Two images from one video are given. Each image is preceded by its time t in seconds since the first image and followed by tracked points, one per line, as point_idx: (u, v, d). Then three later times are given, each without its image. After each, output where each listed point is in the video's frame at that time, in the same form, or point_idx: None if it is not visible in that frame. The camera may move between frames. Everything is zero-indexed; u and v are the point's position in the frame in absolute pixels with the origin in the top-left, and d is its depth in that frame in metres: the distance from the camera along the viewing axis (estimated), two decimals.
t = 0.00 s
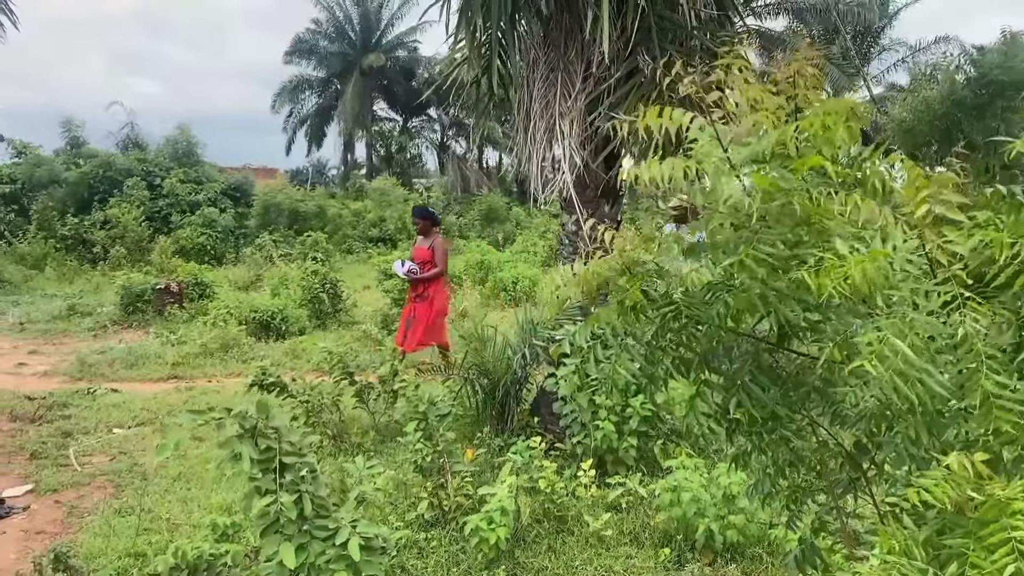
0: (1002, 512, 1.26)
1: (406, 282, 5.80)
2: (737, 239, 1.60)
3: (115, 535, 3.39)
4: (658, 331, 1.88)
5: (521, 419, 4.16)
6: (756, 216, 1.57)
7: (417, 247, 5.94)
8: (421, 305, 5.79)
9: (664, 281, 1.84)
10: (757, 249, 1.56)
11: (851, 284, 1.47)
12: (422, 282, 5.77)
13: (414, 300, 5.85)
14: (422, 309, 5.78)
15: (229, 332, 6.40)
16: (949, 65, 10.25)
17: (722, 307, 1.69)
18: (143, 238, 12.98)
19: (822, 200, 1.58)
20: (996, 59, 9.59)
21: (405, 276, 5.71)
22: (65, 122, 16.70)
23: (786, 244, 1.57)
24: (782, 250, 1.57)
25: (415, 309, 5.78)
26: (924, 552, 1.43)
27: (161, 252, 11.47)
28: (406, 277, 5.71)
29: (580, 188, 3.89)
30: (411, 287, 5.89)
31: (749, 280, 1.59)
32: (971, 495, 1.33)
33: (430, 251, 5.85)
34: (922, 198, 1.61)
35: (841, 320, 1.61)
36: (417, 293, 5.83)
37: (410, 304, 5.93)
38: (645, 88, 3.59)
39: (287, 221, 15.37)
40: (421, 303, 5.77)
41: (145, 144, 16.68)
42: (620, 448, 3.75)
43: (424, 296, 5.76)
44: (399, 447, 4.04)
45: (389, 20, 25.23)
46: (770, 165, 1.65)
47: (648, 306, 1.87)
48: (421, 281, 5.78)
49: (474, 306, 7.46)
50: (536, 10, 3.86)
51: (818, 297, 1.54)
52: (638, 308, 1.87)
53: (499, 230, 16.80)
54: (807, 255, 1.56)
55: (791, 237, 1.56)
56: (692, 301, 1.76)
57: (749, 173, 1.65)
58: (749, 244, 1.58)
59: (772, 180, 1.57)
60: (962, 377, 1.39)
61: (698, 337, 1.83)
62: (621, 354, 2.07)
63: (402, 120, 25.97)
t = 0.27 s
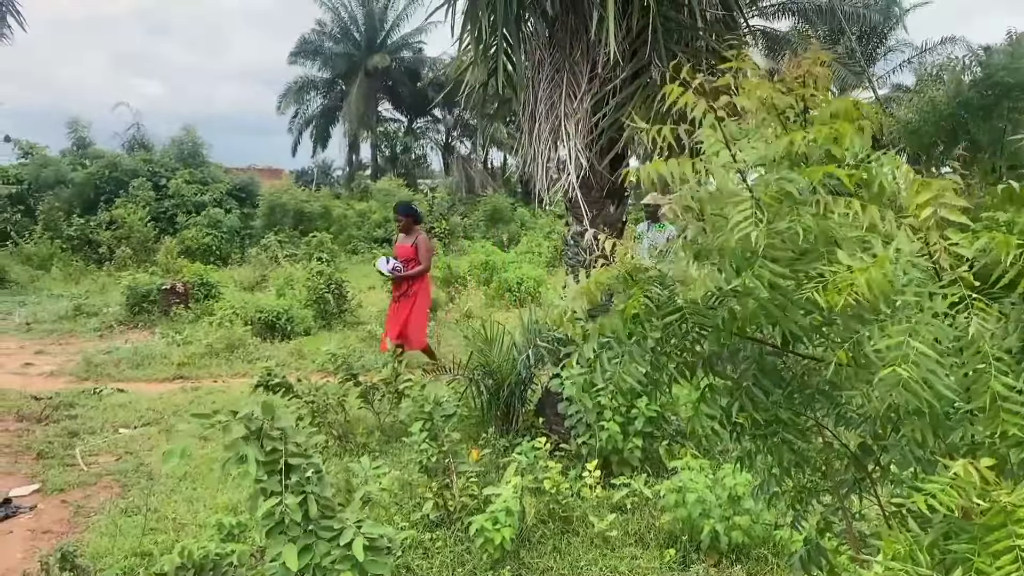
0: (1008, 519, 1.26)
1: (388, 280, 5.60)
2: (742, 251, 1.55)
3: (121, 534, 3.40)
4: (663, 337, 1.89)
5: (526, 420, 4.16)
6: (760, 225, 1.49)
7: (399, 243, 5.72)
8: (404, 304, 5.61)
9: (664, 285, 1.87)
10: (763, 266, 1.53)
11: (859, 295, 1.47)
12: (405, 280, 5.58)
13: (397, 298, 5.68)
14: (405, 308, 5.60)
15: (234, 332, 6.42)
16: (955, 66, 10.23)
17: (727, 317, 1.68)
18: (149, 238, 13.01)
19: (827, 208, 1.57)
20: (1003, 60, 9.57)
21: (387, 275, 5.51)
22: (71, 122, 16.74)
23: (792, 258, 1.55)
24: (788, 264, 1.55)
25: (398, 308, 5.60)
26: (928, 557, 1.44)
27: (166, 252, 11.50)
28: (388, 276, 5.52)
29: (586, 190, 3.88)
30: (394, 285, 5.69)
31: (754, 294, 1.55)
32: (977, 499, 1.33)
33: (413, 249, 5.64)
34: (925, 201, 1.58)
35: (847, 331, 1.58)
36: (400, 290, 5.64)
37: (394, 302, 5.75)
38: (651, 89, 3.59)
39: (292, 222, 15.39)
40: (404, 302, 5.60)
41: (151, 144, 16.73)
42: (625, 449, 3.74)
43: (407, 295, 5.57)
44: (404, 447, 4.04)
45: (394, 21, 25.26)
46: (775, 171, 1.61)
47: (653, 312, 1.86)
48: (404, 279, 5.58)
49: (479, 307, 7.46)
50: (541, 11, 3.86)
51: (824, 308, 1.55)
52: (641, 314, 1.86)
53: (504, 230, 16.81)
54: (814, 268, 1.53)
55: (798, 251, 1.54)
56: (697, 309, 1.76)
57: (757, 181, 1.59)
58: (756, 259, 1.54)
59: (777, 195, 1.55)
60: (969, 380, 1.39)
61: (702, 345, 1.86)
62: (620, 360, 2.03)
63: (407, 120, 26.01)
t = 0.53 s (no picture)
0: (1020, 518, 1.25)
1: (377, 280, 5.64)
2: (765, 241, 1.60)
3: (128, 533, 3.41)
4: (672, 331, 1.87)
5: (532, 420, 4.16)
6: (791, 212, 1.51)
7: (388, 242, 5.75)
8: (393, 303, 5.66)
9: (678, 281, 1.82)
10: (786, 255, 1.56)
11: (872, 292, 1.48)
12: (394, 280, 5.62)
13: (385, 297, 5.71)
14: (393, 308, 5.65)
15: (241, 332, 6.44)
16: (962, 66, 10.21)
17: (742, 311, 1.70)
18: (155, 238, 13.04)
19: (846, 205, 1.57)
20: (1012, 60, 9.54)
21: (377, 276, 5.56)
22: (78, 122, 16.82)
23: (812, 250, 1.58)
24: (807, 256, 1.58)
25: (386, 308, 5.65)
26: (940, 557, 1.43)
27: (172, 252, 11.53)
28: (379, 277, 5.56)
29: (592, 189, 3.89)
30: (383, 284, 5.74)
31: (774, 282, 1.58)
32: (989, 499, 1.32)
33: (402, 248, 5.66)
34: (943, 200, 1.58)
35: (859, 325, 1.59)
36: (388, 290, 5.69)
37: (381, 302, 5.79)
38: (657, 89, 3.59)
39: (298, 222, 15.42)
40: (393, 302, 5.64)
41: (157, 144, 16.78)
42: (631, 449, 3.73)
43: (395, 295, 5.62)
44: (410, 447, 4.04)
45: (400, 21, 25.28)
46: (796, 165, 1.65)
47: (664, 307, 1.84)
48: (394, 279, 5.63)
49: (484, 307, 7.47)
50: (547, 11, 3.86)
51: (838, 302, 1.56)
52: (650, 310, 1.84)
53: (510, 231, 16.81)
54: (831, 261, 1.56)
55: (818, 243, 1.57)
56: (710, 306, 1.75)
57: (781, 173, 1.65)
58: (779, 248, 1.58)
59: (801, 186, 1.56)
60: (979, 379, 1.38)
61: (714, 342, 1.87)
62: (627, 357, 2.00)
63: (413, 120, 26.04)
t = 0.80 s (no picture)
0: None
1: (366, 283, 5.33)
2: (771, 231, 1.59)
3: (136, 532, 3.42)
4: (683, 330, 1.90)
5: (539, 420, 4.15)
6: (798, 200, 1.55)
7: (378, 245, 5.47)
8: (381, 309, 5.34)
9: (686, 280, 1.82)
10: (792, 244, 1.56)
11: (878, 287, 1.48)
12: (383, 284, 5.31)
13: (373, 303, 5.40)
14: (381, 314, 5.33)
15: (248, 332, 6.46)
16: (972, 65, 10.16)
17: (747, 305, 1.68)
18: (162, 238, 13.08)
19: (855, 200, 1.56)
20: None
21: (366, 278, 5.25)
22: (87, 123, 16.89)
23: (818, 241, 1.57)
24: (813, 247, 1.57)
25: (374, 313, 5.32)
26: (947, 556, 1.44)
27: (180, 252, 11.56)
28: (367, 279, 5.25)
29: (600, 189, 3.89)
30: (371, 288, 5.42)
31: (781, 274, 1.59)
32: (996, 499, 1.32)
33: (393, 252, 5.37)
34: (947, 200, 1.56)
35: (867, 324, 1.60)
36: (377, 295, 5.37)
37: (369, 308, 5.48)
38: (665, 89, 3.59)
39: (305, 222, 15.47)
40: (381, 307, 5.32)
41: (164, 144, 16.84)
42: (638, 449, 3.72)
43: (384, 300, 5.30)
44: (417, 446, 4.04)
45: (407, 21, 25.31)
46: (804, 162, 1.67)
47: (672, 304, 1.84)
48: (383, 282, 5.31)
49: (491, 307, 7.46)
50: (554, 11, 3.85)
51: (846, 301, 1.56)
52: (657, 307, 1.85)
53: (516, 230, 16.80)
54: (838, 255, 1.57)
55: (824, 235, 1.57)
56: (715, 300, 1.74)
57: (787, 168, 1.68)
58: (784, 238, 1.58)
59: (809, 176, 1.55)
60: (988, 379, 1.38)
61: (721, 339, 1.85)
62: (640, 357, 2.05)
63: (420, 120, 26.05)
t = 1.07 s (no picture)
0: None
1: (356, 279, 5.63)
2: (783, 251, 1.60)
3: (146, 530, 3.44)
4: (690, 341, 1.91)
5: (547, 419, 4.15)
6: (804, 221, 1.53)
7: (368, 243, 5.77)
8: (372, 304, 5.63)
9: (692, 291, 1.85)
10: (806, 265, 1.58)
11: (886, 297, 1.46)
12: (374, 279, 5.61)
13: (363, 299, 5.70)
14: (372, 309, 5.62)
15: (256, 331, 6.47)
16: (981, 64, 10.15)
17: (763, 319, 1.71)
18: (171, 237, 13.13)
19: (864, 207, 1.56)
20: None
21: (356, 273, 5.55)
22: (96, 122, 16.96)
23: (830, 256, 1.57)
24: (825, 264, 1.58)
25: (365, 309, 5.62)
26: (957, 563, 1.44)
27: (189, 251, 11.59)
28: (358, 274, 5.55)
29: (610, 189, 3.87)
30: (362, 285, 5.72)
31: (798, 293, 1.61)
32: (1005, 506, 1.32)
33: (384, 248, 5.68)
34: (963, 205, 1.55)
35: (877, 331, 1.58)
36: (367, 291, 5.66)
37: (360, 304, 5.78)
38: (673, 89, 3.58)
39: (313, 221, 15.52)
40: (372, 302, 5.62)
41: (172, 144, 16.90)
42: (647, 449, 3.72)
43: (374, 295, 5.60)
44: (425, 445, 4.04)
45: (414, 21, 25.36)
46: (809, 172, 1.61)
47: (687, 318, 1.85)
48: (373, 278, 5.61)
49: (499, 306, 7.47)
50: (563, 10, 3.85)
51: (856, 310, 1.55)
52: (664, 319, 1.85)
53: (523, 230, 16.81)
54: (849, 269, 1.54)
55: (836, 251, 1.56)
56: (729, 315, 1.77)
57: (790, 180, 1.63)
58: (797, 257, 1.59)
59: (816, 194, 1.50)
60: (996, 385, 1.38)
61: (731, 350, 1.87)
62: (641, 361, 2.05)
63: (427, 120, 26.08)
